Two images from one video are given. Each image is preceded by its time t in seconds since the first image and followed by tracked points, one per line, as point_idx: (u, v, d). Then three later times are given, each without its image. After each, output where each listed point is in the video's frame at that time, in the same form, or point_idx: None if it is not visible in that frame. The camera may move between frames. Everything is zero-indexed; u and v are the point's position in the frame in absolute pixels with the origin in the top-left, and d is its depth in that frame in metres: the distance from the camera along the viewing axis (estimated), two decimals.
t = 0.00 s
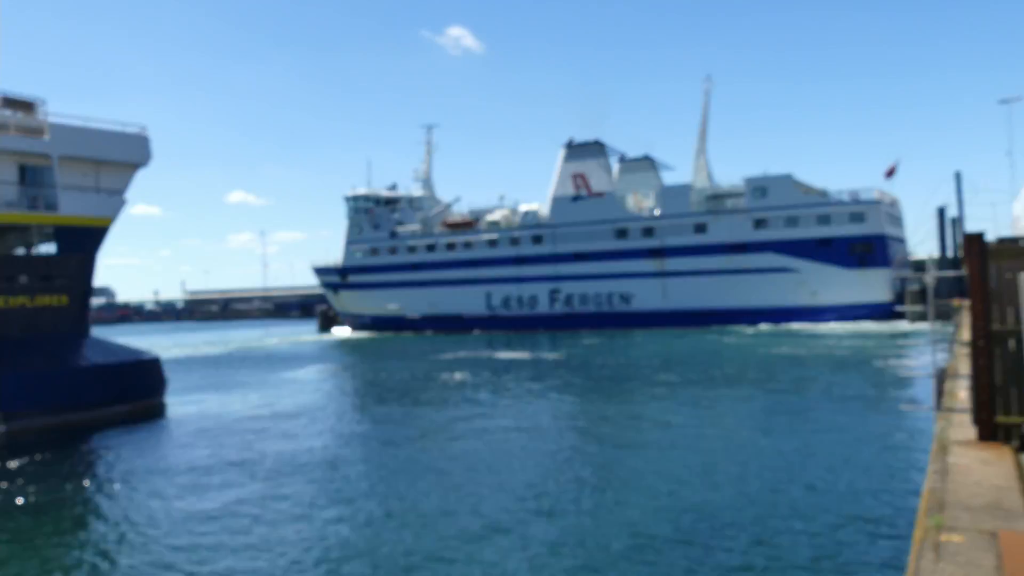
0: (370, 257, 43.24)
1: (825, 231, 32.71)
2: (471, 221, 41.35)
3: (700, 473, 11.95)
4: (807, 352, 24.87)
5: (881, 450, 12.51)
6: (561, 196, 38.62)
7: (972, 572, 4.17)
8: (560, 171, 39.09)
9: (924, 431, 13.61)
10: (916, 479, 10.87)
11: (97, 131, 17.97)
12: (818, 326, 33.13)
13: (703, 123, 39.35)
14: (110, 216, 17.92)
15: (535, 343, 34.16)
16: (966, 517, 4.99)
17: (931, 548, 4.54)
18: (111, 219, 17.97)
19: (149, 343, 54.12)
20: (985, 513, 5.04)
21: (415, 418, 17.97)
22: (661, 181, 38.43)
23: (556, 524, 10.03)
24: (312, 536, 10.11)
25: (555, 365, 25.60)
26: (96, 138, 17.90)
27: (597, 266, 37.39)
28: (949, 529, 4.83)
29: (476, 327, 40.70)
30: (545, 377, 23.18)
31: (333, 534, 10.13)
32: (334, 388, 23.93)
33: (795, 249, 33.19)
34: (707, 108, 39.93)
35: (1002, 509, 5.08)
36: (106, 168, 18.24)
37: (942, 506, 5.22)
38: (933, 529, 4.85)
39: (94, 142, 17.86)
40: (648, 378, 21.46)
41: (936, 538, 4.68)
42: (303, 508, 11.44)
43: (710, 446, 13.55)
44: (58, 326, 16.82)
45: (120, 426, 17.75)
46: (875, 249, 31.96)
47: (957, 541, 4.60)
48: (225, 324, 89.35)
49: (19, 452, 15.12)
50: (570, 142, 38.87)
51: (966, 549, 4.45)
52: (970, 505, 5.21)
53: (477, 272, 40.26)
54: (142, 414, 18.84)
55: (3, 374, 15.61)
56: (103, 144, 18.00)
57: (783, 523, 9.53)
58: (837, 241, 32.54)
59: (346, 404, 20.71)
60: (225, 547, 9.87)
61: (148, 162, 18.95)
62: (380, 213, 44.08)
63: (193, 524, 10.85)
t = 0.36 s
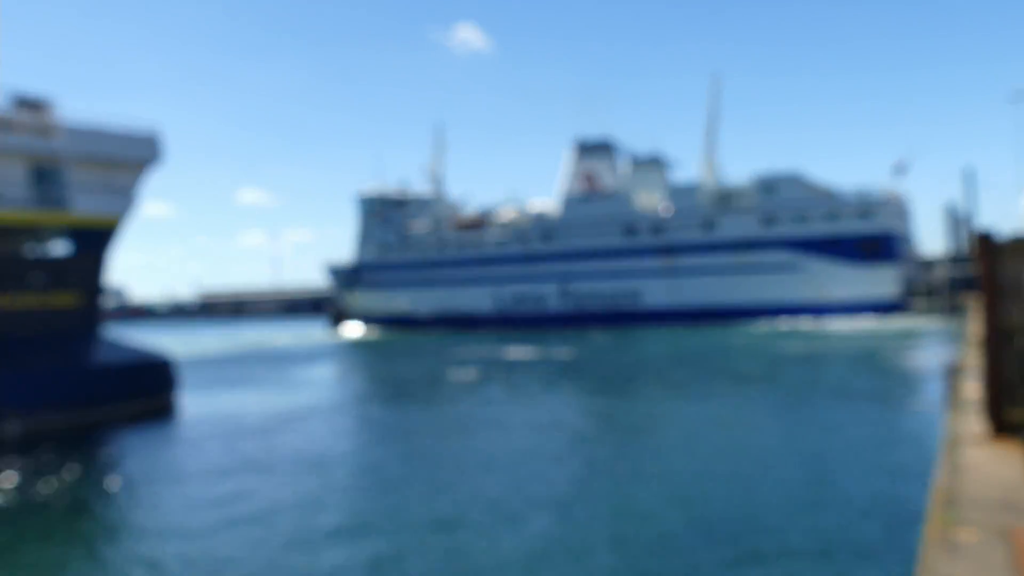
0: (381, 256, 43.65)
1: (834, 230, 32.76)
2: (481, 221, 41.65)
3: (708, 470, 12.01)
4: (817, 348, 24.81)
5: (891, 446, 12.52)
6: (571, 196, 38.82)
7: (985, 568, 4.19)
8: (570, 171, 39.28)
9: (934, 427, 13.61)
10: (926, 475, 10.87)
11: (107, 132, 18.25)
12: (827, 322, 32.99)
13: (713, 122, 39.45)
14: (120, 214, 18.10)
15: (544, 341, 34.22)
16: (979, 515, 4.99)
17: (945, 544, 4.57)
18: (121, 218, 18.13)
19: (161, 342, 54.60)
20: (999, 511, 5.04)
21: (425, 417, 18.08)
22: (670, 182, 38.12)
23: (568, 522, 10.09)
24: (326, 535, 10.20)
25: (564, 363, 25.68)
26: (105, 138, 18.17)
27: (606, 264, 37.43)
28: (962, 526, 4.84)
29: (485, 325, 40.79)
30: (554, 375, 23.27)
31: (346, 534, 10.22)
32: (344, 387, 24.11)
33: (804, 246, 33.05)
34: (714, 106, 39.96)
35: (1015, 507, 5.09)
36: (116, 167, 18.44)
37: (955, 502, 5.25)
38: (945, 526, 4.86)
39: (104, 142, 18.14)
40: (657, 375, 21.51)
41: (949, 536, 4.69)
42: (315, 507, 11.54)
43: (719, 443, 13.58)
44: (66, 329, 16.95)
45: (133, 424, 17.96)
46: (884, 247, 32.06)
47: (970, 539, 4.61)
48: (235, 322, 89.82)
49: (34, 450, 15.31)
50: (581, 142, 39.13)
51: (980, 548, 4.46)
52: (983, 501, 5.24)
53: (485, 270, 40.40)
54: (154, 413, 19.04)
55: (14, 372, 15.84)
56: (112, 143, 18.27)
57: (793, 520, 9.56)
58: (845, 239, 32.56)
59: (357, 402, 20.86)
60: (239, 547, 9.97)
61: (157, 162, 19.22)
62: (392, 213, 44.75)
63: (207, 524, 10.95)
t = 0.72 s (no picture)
0: (392, 255, 44.46)
1: (838, 235, 33.04)
2: (488, 223, 42.34)
3: (712, 472, 12.17)
4: (820, 353, 24.90)
5: (892, 451, 12.64)
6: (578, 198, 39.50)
7: (985, 567, 4.33)
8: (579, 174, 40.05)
9: (935, 433, 13.74)
10: (927, 480, 10.99)
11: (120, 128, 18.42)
12: (829, 326, 32.85)
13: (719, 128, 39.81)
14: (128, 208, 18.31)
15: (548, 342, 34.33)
16: (979, 516, 5.14)
17: (947, 545, 4.69)
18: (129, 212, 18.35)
19: (166, 339, 54.96)
20: (1000, 513, 5.18)
21: (430, 416, 18.25)
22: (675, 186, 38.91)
23: (573, 522, 10.22)
24: (334, 532, 10.34)
25: (568, 365, 25.82)
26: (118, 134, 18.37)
27: (611, 266, 37.56)
28: (963, 527, 4.98)
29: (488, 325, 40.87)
30: (558, 376, 23.43)
31: (354, 532, 10.34)
32: (350, 385, 24.30)
33: (809, 251, 33.20)
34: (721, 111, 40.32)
35: (1016, 509, 5.22)
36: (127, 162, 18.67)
37: (957, 506, 5.37)
38: (947, 527, 5.01)
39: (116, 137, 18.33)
40: (661, 378, 21.66)
41: (951, 536, 4.83)
42: (323, 505, 11.66)
43: (722, 446, 13.73)
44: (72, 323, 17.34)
45: (141, 419, 18.14)
46: (888, 253, 32.33)
47: (971, 540, 4.75)
48: (238, 319, 90.17)
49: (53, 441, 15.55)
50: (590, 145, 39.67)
51: (980, 548, 4.61)
52: (984, 504, 5.37)
53: (491, 271, 40.63)
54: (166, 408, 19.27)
55: (26, 366, 16.10)
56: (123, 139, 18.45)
57: (795, 523, 9.67)
58: (849, 244, 32.87)
59: (362, 401, 21.06)
60: (249, 543, 10.09)
61: (166, 156, 19.33)
62: (402, 217, 46.15)
63: (217, 521, 11.07)
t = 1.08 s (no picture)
0: (390, 251, 43.71)
1: (844, 232, 32.60)
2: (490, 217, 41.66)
3: (713, 470, 12.09)
4: (824, 352, 24.73)
5: (897, 451, 12.50)
6: (581, 193, 38.91)
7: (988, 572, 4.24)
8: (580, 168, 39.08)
9: (939, 433, 13.59)
10: (931, 481, 10.86)
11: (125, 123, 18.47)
12: (834, 326, 32.88)
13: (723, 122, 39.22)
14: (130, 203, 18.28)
15: (551, 339, 34.20)
16: (983, 520, 5.05)
17: (948, 550, 4.58)
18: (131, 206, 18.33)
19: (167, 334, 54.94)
20: (1004, 516, 5.09)
21: (431, 413, 18.17)
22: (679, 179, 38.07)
23: (574, 521, 10.14)
24: (331, 531, 10.26)
25: (571, 362, 25.69)
26: (123, 129, 18.44)
27: (615, 264, 37.40)
28: (966, 530, 4.89)
29: (492, 322, 40.88)
30: (560, 373, 23.32)
31: (354, 529, 10.27)
32: (350, 382, 24.19)
33: (815, 249, 32.89)
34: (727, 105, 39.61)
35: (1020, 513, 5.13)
36: (130, 157, 18.72)
37: (958, 510, 5.27)
38: (950, 531, 4.92)
39: (121, 132, 18.41)
40: (664, 375, 21.53)
41: (953, 540, 4.75)
42: (320, 502, 11.59)
43: (724, 444, 13.64)
44: (72, 314, 16.97)
45: (139, 415, 18.10)
46: (895, 252, 31.94)
47: (973, 543, 4.67)
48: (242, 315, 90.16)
49: (42, 440, 15.46)
50: (591, 140, 39.05)
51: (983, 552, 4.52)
52: (988, 509, 5.25)
53: (494, 267, 40.44)
54: (162, 403, 19.21)
55: (24, 361, 15.91)
56: (128, 134, 18.51)
57: (799, 523, 9.55)
58: (855, 242, 32.46)
59: (362, 397, 20.97)
60: (245, 541, 10.00)
61: (171, 152, 19.37)
62: (401, 209, 44.68)
63: (213, 518, 11.00)
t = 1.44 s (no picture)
0: (374, 245, 43.21)
1: (831, 232, 32.66)
2: (477, 212, 41.25)
3: (699, 468, 12.13)
4: (809, 351, 24.90)
5: (884, 451, 12.59)
6: (568, 189, 38.65)
7: (968, 572, 4.29)
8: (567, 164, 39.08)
9: (925, 434, 13.70)
10: (917, 480, 10.97)
11: (107, 112, 18.11)
12: (819, 325, 33.16)
13: (711, 120, 39.23)
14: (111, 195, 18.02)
15: (538, 336, 34.20)
16: (964, 519, 5.11)
17: (930, 550, 4.64)
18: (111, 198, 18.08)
19: (149, 327, 54.33)
20: (984, 515, 5.16)
21: (416, 408, 18.10)
22: (669, 178, 38.16)
23: (563, 517, 10.13)
24: (314, 526, 10.17)
25: (558, 359, 25.69)
26: (105, 120, 18.09)
27: (603, 261, 37.43)
28: (947, 530, 4.95)
29: (479, 318, 40.86)
30: (547, 370, 23.31)
31: (342, 524, 10.22)
32: (336, 376, 24.04)
33: (801, 248, 33.07)
34: (717, 103, 39.79)
35: (1000, 512, 5.21)
36: (111, 148, 18.42)
37: (941, 508, 5.33)
38: (932, 530, 4.98)
39: (102, 122, 18.07)
40: (650, 373, 21.57)
41: (935, 539, 4.81)
42: (307, 497, 11.51)
43: (709, 442, 13.68)
44: (54, 305, 16.91)
45: (119, 409, 17.83)
46: (882, 251, 31.93)
47: (954, 542, 4.73)
48: (226, 309, 89.50)
49: (18, 433, 15.19)
50: (578, 135, 38.74)
51: (962, 551, 4.58)
52: (969, 507, 5.32)
53: (481, 263, 40.31)
54: (143, 398, 18.93)
55: (4, 352, 15.69)
56: (109, 125, 18.17)
57: (788, 522, 9.59)
58: (842, 242, 32.54)
59: (347, 392, 20.85)
60: (232, 536, 9.89)
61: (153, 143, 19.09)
62: (384, 201, 43.93)
63: (198, 512, 10.87)
